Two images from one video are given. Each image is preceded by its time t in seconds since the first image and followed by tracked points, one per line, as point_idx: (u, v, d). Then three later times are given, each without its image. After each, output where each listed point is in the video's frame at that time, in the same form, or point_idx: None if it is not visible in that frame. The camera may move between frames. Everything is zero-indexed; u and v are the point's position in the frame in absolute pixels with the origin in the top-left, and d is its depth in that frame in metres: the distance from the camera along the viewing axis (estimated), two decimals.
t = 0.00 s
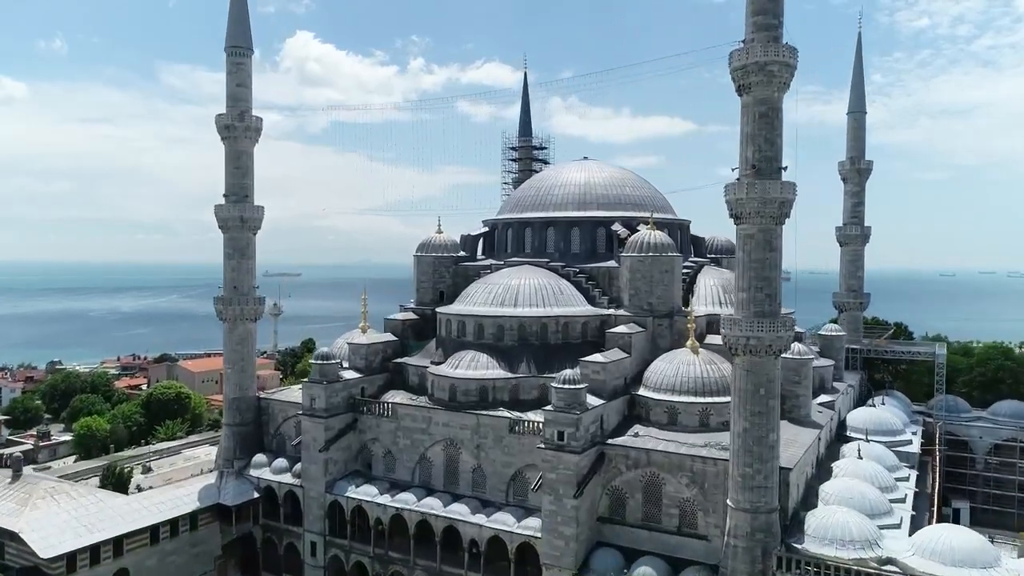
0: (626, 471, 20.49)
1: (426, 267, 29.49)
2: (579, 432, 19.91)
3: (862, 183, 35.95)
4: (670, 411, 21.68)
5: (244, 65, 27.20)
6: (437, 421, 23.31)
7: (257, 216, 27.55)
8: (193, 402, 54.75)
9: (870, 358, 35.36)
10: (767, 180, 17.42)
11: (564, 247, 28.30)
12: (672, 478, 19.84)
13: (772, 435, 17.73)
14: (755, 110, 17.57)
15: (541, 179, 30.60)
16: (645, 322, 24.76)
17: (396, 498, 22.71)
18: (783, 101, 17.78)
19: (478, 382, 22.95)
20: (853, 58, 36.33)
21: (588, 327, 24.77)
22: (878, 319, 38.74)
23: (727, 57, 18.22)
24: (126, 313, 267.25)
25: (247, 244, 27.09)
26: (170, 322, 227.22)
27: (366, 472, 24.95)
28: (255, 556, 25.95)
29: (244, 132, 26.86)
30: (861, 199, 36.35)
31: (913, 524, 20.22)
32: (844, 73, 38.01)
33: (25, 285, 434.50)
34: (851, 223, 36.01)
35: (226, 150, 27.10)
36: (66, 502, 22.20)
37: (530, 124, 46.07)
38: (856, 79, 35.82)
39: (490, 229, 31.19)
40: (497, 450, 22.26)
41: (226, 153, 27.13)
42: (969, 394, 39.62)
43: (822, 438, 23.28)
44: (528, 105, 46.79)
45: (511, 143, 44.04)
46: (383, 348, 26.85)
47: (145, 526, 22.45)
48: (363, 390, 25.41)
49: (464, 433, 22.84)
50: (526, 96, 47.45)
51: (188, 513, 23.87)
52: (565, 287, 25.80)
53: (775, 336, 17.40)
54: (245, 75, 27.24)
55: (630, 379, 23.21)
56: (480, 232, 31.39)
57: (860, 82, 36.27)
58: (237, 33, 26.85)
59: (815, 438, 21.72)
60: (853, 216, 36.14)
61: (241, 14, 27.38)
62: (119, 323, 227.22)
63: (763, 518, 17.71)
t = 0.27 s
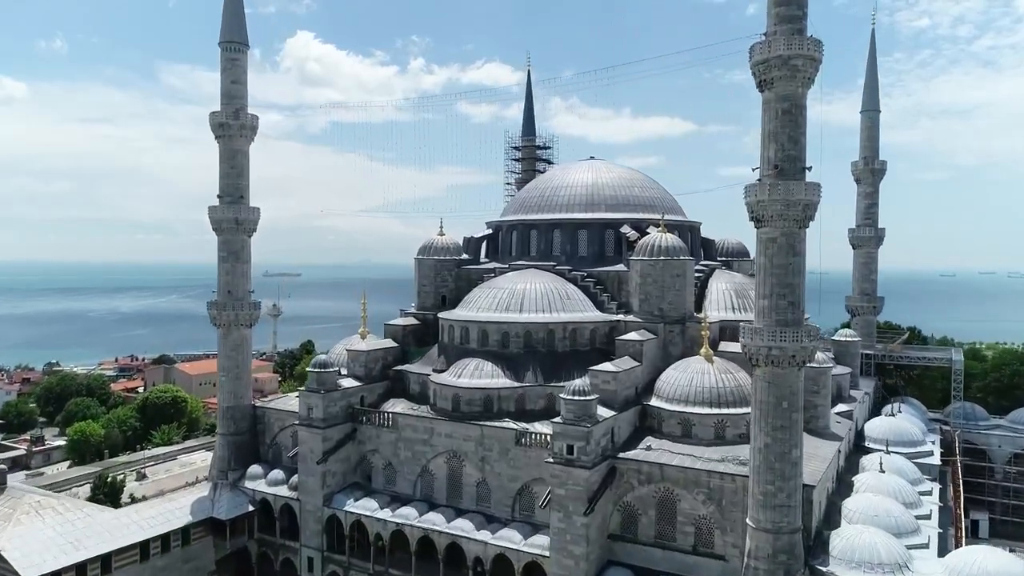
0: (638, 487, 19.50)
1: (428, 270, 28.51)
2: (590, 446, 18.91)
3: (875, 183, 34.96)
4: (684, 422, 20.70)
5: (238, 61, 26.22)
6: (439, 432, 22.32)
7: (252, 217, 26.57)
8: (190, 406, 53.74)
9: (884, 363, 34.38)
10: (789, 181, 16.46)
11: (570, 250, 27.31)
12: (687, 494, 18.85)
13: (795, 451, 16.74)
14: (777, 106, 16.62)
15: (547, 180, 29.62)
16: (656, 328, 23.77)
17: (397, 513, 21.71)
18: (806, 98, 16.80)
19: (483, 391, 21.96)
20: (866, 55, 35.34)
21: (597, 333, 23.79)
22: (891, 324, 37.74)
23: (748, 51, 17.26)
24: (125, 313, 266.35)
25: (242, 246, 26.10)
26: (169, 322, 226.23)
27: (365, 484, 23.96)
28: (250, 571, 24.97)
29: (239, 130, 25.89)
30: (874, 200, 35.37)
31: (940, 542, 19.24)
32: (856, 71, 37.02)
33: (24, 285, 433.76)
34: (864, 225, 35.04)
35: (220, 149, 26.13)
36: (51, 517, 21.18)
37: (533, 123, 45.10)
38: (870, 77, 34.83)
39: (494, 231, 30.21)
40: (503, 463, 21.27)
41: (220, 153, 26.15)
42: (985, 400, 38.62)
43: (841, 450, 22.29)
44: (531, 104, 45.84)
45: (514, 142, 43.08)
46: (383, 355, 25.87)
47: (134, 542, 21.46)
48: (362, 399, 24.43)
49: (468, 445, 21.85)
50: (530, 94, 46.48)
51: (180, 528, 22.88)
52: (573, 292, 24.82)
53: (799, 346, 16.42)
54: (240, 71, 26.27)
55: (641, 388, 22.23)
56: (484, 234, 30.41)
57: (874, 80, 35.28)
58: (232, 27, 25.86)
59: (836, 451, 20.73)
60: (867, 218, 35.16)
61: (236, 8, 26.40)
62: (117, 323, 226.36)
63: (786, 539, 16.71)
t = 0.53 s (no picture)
0: (650, 501, 18.65)
1: (429, 273, 27.66)
2: (600, 460, 18.05)
3: (888, 184, 34.10)
4: (697, 433, 19.84)
5: (234, 57, 25.40)
6: (442, 443, 21.48)
7: (248, 219, 25.73)
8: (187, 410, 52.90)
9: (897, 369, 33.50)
10: (812, 181, 15.63)
11: (577, 252, 26.47)
12: (701, 510, 18.00)
13: (817, 467, 15.89)
14: (799, 103, 15.78)
15: (552, 180, 28.78)
16: (666, 335, 22.92)
17: (397, 527, 20.86)
18: (830, 94, 15.95)
19: (486, 401, 21.11)
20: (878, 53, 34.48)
21: (605, 339, 22.95)
22: (903, 327, 36.88)
23: (767, 45, 16.45)
24: (124, 313, 265.58)
25: (237, 249, 25.27)
26: (169, 323, 225.49)
27: (364, 496, 23.11)
28: None
29: (234, 130, 25.06)
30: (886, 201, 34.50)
31: (966, 560, 18.38)
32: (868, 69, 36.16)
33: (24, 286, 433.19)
34: (876, 227, 34.18)
35: (215, 148, 25.30)
36: (38, 532, 20.34)
37: (536, 122, 44.26)
38: (883, 75, 33.98)
39: (497, 233, 29.37)
40: (507, 475, 20.42)
41: (215, 152, 25.33)
42: (999, 406, 37.72)
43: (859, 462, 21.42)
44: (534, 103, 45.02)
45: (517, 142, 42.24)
46: (384, 361, 25.02)
47: (124, 558, 20.62)
48: (361, 407, 23.57)
49: (471, 456, 21.00)
50: (533, 93, 45.65)
51: (172, 541, 22.02)
52: (579, 297, 23.98)
53: (821, 357, 15.57)
54: (236, 69, 25.44)
55: (652, 397, 21.39)
56: (487, 236, 29.57)
57: (886, 79, 34.42)
58: (227, 23, 25.04)
59: (855, 464, 19.87)
60: (879, 219, 34.31)
61: (231, 3, 25.58)
62: (117, 324, 225.72)
63: (808, 559, 15.85)
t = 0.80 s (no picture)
0: (665, 520, 17.67)
1: (431, 277, 26.68)
2: (612, 477, 17.06)
3: (903, 185, 33.12)
4: (713, 447, 18.85)
5: (228, 53, 24.42)
6: (445, 456, 20.49)
7: (243, 221, 24.75)
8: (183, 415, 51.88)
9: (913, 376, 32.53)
10: (840, 182, 14.63)
11: (584, 256, 25.49)
12: (720, 530, 17.02)
13: (846, 487, 14.89)
14: (827, 99, 14.79)
15: (558, 181, 27.81)
16: (679, 343, 21.93)
17: (398, 545, 19.88)
18: (859, 90, 14.97)
19: (491, 412, 20.12)
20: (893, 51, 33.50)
21: (615, 348, 21.96)
22: (917, 332, 35.89)
23: (793, 37, 15.47)
24: (124, 314, 264.63)
25: (231, 252, 24.29)
26: (168, 323, 224.53)
27: (364, 511, 22.12)
28: None
29: (228, 128, 24.11)
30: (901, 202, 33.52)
31: None
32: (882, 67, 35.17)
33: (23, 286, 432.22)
34: (891, 229, 33.18)
35: (209, 148, 24.35)
36: (21, 550, 19.35)
37: (540, 121, 43.28)
38: (898, 72, 32.99)
39: (502, 236, 28.39)
40: (514, 491, 19.43)
41: (209, 152, 24.38)
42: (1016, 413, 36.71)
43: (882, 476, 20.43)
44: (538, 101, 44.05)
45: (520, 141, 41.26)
46: (384, 370, 24.03)
47: None
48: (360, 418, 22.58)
49: (476, 471, 20.01)
50: (536, 91, 44.67)
51: (163, 559, 21.00)
52: (588, 302, 22.99)
53: (851, 370, 14.57)
54: (230, 65, 24.48)
55: (665, 408, 20.39)
56: (491, 238, 28.58)
57: (901, 77, 33.44)
58: (221, 17, 24.08)
59: (880, 480, 18.89)
60: (894, 221, 33.31)
61: None
62: (116, 324, 224.88)
63: None
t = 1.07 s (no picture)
0: (682, 543, 16.65)
1: (434, 282, 25.69)
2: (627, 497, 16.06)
3: (919, 187, 32.12)
4: (732, 464, 17.84)
5: (222, 49, 23.46)
6: (448, 471, 19.49)
7: (238, 224, 23.77)
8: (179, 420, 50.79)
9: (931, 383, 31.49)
10: (874, 185, 13.66)
11: (593, 261, 24.49)
12: (741, 553, 16.00)
13: (880, 511, 13.89)
14: (860, 95, 13.82)
15: (565, 182, 26.82)
16: (694, 352, 20.93)
17: (399, 566, 18.88)
18: (894, 85, 13.98)
19: (497, 426, 19.11)
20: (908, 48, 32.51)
21: (626, 357, 20.97)
22: (933, 337, 34.91)
23: (822, 29, 14.53)
24: (123, 314, 263.65)
25: (225, 257, 23.31)
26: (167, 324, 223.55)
27: (363, 528, 21.11)
28: None
29: (221, 127, 23.14)
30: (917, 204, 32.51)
31: None
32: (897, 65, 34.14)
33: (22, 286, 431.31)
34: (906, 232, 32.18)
35: (202, 147, 23.38)
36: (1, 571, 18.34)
37: (544, 121, 42.30)
38: (914, 70, 31.99)
39: (507, 239, 27.40)
40: (521, 509, 18.43)
41: (202, 152, 23.41)
42: None
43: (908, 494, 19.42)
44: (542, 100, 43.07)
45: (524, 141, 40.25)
46: (384, 379, 23.04)
47: None
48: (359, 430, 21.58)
49: (481, 488, 19.01)
50: (540, 90, 43.67)
51: None
52: (598, 309, 21.99)
53: (886, 386, 13.57)
54: (224, 61, 23.51)
55: (679, 422, 19.39)
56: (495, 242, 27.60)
57: (917, 75, 32.43)
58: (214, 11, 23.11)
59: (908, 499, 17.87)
60: (910, 223, 32.31)
61: None
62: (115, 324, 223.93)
63: None
